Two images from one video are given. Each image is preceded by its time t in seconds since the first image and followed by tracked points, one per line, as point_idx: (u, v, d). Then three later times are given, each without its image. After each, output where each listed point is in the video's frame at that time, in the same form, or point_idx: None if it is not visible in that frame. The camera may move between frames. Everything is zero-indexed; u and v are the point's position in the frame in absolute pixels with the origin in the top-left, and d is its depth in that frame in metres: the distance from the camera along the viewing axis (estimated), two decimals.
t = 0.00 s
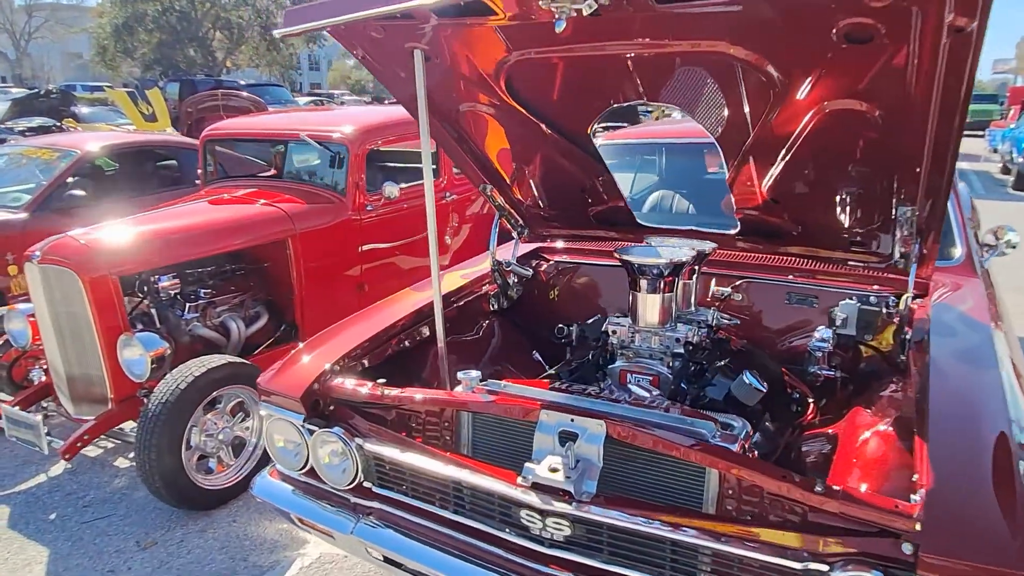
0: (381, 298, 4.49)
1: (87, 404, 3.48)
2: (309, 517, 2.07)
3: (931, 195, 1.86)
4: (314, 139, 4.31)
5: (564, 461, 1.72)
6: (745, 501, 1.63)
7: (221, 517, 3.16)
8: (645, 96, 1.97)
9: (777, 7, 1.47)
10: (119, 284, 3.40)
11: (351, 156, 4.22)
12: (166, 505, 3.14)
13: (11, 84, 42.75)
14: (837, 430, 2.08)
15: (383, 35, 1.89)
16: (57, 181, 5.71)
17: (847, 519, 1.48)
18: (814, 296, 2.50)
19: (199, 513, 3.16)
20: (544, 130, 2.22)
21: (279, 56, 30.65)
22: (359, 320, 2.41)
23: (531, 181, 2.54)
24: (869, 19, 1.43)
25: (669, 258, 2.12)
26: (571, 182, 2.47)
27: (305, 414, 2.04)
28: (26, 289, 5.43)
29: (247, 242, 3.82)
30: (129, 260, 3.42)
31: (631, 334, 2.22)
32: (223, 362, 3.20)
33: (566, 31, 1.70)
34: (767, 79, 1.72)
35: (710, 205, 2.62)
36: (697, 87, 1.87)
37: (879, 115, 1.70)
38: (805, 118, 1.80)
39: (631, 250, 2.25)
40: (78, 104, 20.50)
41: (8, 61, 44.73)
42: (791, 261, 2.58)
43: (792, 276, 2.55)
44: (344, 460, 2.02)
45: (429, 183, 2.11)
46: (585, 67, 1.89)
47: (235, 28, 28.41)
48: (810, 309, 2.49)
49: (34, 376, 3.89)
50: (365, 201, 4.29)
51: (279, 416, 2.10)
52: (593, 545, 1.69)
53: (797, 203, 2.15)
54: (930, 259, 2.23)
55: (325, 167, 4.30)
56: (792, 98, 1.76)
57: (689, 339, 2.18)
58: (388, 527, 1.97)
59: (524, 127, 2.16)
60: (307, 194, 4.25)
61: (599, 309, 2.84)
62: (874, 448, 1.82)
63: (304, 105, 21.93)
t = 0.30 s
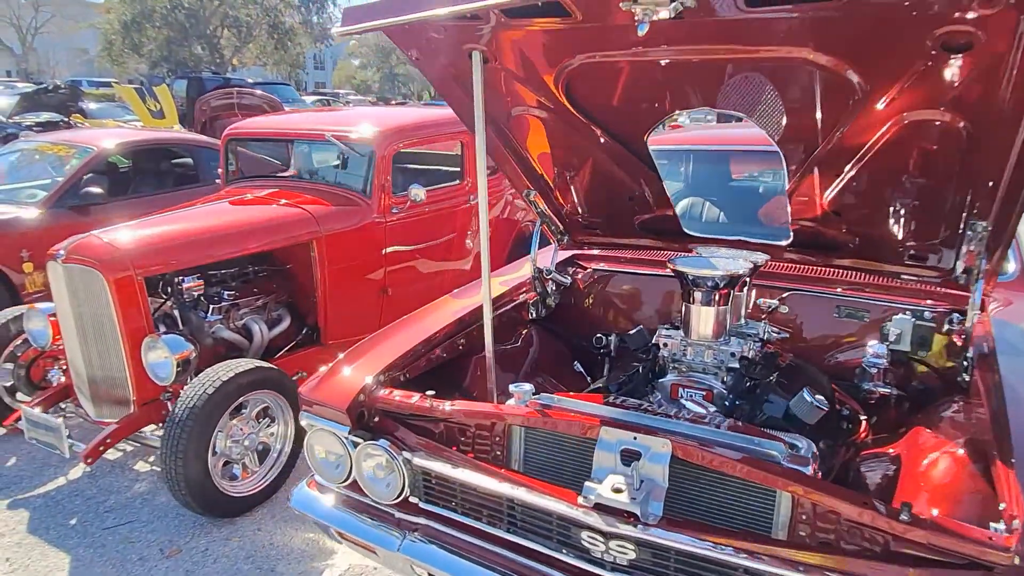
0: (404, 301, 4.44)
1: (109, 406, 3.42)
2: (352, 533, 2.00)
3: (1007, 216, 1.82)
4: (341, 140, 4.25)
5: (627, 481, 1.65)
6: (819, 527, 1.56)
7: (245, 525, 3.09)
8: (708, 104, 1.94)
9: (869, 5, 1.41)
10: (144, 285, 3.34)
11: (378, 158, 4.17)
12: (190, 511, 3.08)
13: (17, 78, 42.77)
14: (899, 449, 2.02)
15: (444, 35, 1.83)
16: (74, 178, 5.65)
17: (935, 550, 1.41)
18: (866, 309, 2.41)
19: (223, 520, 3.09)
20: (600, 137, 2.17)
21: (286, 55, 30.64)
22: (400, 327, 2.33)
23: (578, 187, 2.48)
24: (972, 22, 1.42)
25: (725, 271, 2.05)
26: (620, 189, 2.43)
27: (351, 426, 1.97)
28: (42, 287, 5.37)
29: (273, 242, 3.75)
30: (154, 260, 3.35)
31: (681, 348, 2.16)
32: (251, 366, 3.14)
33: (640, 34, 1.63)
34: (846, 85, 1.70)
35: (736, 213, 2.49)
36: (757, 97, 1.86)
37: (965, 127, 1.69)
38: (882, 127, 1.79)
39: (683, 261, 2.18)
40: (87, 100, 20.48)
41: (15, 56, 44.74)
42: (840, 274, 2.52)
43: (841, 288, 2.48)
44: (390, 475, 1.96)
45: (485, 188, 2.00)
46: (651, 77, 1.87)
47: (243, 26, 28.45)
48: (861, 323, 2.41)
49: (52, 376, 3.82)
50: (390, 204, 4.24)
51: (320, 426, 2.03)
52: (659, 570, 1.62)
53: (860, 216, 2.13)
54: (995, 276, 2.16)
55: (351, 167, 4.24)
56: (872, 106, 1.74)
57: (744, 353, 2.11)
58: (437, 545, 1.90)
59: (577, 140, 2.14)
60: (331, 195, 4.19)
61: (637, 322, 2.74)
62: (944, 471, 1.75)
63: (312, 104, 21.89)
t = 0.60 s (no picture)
0: (430, 308, 4.41)
1: (139, 412, 3.38)
2: (409, 549, 1.95)
3: None
4: (371, 145, 4.21)
5: (702, 501, 1.61)
6: (904, 552, 1.52)
7: (279, 535, 3.05)
8: (781, 113, 2.03)
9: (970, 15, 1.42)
10: (176, 290, 3.30)
11: (409, 165, 4.12)
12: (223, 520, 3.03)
13: (23, 78, 42.77)
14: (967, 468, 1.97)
15: (514, 43, 1.80)
16: (94, 180, 5.62)
17: None
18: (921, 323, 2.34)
19: (257, 529, 3.05)
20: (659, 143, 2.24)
21: (293, 57, 30.68)
22: (451, 338, 2.29)
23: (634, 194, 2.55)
24: None
25: (788, 285, 2.01)
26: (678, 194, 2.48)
27: (410, 440, 1.93)
28: (61, 289, 5.32)
29: (305, 247, 3.71)
30: (186, 264, 3.31)
31: (741, 362, 2.12)
32: (287, 374, 3.11)
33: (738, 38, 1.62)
34: (934, 95, 1.77)
35: (767, 223, 2.50)
36: (815, 109, 1.99)
37: None
38: (966, 141, 1.87)
39: (744, 273, 2.14)
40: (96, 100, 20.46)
41: (21, 56, 44.80)
42: (895, 286, 2.45)
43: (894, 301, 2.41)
44: (449, 489, 1.92)
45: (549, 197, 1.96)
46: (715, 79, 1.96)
47: (251, 28, 28.66)
48: (916, 337, 2.34)
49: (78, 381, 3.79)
50: (420, 210, 4.20)
51: (375, 439, 1.99)
52: None
53: (926, 227, 2.24)
54: None
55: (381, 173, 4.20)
56: (954, 119, 1.82)
57: (807, 368, 2.06)
58: (498, 563, 1.86)
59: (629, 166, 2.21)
60: (361, 201, 4.15)
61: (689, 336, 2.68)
62: (1022, 492, 1.71)
63: (320, 106, 21.90)
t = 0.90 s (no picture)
0: (454, 313, 4.37)
1: (168, 422, 3.33)
2: (465, 564, 1.90)
3: None
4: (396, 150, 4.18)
5: (780, 515, 1.56)
6: (994, 567, 1.47)
7: (314, 546, 3.00)
8: (848, 117, 2.07)
9: None
10: (207, 297, 3.25)
11: (435, 170, 4.08)
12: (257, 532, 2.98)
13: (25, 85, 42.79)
14: None
15: (576, 45, 1.76)
16: (111, 187, 5.58)
17: None
18: (976, 327, 2.29)
19: (291, 541, 3.00)
20: (717, 147, 2.29)
21: (297, 62, 30.68)
22: (500, 346, 2.23)
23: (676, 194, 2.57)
24: None
25: (848, 291, 1.96)
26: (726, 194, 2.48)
27: (466, 452, 1.88)
28: (79, 296, 5.28)
29: (334, 254, 3.66)
30: (217, 272, 3.26)
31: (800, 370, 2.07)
32: (321, 383, 3.05)
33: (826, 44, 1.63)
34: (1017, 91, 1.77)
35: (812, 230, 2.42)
36: (873, 109, 2.02)
37: None
38: None
39: (801, 279, 2.09)
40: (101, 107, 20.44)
41: (24, 63, 44.82)
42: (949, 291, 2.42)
43: (946, 305, 2.38)
44: (507, 503, 1.87)
45: (608, 204, 1.92)
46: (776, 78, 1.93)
47: (254, 33, 28.77)
48: (972, 342, 2.29)
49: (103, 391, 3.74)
50: (446, 215, 4.16)
51: (429, 452, 1.94)
52: None
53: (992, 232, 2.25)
54: None
55: (406, 178, 4.16)
56: None
57: (869, 376, 2.01)
58: None
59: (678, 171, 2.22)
60: (386, 206, 4.10)
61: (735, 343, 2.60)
62: None
63: (324, 110, 21.93)
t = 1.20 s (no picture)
0: (474, 316, 4.31)
1: (189, 431, 3.27)
2: None
3: None
4: (415, 150, 4.10)
5: (852, 531, 1.48)
6: None
7: (342, 558, 2.93)
8: (910, 109, 1.98)
9: None
10: (228, 304, 3.18)
11: (455, 171, 4.01)
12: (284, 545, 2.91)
13: (26, 90, 42.75)
14: None
15: (629, 38, 1.68)
16: (121, 192, 5.50)
17: None
18: None
19: (319, 553, 2.93)
20: (766, 143, 2.22)
21: (297, 64, 30.62)
22: (540, 352, 2.16)
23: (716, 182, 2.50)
24: None
25: (906, 294, 1.87)
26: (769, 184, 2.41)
27: (513, 466, 1.81)
28: (91, 304, 5.21)
29: (354, 258, 3.58)
30: (237, 278, 3.19)
31: (855, 374, 2.00)
32: (348, 391, 2.98)
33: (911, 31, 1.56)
34: None
35: (851, 225, 2.54)
36: (933, 104, 1.94)
37: None
38: None
39: (854, 280, 2.02)
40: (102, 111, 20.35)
41: (24, 68, 44.81)
42: (999, 290, 2.35)
43: (996, 305, 2.30)
44: (557, 516, 1.80)
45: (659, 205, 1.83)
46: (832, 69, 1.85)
47: (255, 36, 28.74)
48: None
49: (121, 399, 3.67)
50: (467, 216, 4.09)
51: (473, 464, 1.87)
52: None
53: None
54: None
55: (425, 179, 4.09)
56: None
57: (928, 379, 1.94)
58: None
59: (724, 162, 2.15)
60: (405, 208, 4.03)
61: (775, 346, 2.52)
62: None
63: (327, 112, 21.88)
